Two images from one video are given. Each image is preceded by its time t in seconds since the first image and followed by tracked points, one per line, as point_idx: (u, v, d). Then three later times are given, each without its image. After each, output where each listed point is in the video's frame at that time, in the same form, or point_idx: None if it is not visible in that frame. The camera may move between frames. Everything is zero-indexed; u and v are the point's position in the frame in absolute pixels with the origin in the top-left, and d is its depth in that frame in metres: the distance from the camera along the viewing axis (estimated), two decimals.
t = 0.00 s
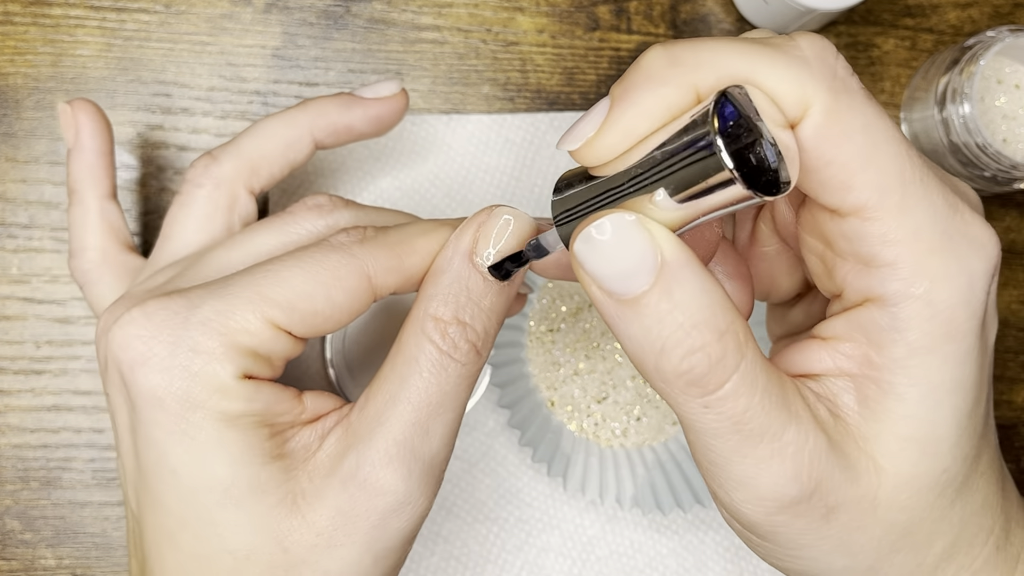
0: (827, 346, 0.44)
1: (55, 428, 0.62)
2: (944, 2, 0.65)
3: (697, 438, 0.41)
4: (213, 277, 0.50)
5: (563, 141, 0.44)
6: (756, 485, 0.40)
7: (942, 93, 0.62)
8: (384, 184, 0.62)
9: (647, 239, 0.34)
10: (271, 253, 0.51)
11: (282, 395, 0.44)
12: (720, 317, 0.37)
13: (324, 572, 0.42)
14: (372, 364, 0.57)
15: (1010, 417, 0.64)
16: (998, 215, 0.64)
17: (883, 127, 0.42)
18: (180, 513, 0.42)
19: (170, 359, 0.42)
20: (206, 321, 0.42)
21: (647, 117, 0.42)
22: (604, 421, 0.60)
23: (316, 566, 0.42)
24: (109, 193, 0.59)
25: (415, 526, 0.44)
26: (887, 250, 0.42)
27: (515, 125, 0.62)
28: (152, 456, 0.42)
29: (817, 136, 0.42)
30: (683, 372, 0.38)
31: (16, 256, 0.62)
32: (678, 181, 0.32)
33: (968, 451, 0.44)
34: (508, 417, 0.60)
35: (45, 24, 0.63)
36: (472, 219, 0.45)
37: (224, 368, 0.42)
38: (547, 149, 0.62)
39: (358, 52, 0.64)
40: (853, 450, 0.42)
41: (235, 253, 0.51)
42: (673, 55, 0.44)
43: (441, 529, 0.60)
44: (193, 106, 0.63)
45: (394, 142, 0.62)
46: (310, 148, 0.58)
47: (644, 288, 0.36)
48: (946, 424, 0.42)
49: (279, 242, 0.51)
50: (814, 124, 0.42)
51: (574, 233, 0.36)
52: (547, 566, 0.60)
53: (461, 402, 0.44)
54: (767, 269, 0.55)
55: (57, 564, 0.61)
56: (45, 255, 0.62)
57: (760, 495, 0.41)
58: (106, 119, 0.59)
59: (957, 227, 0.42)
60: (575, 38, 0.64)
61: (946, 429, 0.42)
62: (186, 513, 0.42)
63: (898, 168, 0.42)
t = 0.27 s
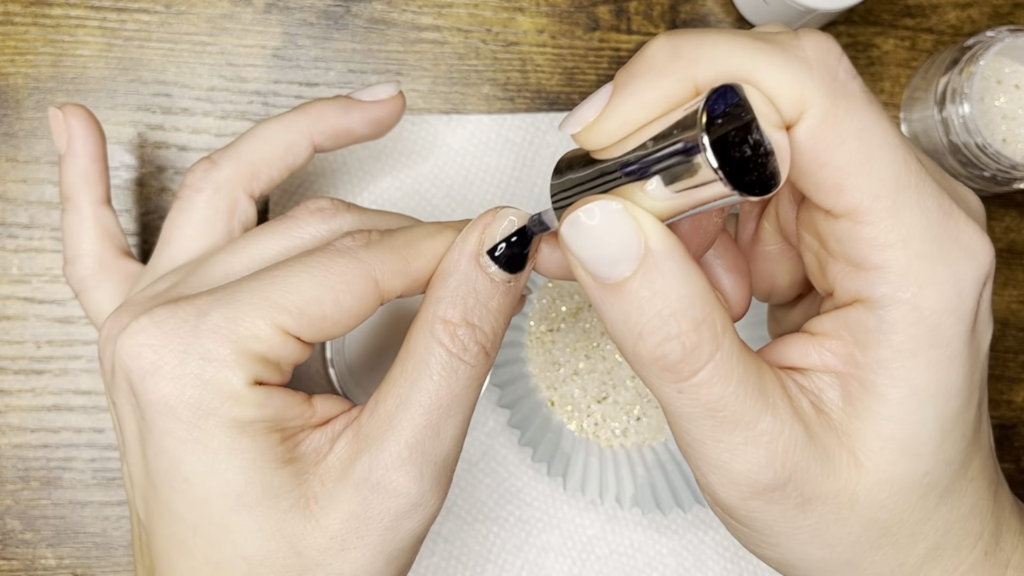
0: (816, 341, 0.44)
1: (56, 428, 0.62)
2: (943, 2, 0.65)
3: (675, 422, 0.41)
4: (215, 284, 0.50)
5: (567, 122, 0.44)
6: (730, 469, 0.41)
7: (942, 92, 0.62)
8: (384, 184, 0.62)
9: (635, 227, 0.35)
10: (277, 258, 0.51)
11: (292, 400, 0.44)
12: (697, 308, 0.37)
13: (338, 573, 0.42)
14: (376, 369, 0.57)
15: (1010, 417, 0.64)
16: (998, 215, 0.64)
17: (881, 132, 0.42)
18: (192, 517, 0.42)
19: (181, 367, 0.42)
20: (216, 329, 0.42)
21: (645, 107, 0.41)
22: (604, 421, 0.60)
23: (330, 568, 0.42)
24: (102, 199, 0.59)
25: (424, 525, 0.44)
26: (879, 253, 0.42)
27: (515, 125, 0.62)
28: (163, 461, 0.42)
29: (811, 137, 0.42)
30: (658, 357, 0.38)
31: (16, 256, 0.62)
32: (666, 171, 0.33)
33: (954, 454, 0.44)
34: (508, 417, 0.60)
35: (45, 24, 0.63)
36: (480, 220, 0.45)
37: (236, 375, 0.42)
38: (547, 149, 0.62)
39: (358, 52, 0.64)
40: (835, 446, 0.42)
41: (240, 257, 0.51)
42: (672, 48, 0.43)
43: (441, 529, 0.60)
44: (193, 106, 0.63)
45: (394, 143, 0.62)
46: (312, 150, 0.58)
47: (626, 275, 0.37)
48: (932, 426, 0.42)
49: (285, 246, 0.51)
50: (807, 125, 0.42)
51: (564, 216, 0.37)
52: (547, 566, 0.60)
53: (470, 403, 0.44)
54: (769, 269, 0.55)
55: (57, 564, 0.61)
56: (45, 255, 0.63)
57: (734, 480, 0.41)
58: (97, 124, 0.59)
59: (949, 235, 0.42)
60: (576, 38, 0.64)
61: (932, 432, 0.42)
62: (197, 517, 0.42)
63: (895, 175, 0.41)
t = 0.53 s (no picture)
0: (858, 334, 0.44)
1: (56, 428, 0.62)
2: (943, 2, 0.65)
3: (735, 415, 0.40)
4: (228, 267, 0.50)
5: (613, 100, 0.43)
6: (795, 468, 0.40)
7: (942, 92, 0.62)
8: (384, 183, 0.62)
9: (704, 208, 0.34)
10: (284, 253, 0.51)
11: (274, 387, 0.44)
12: (774, 293, 0.37)
13: (303, 563, 0.42)
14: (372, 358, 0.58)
15: (1010, 417, 0.64)
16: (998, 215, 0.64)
17: (933, 112, 0.43)
18: (171, 494, 0.43)
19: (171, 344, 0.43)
20: (207, 311, 0.43)
21: (706, 85, 0.42)
22: (604, 421, 0.60)
23: (295, 557, 0.42)
24: (124, 196, 0.61)
25: (394, 526, 0.43)
26: (930, 235, 0.43)
27: (515, 125, 0.62)
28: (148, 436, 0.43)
29: (875, 113, 0.42)
30: (734, 347, 0.37)
31: (16, 256, 0.62)
32: (747, 153, 0.33)
33: (990, 445, 0.44)
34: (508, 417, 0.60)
35: (45, 24, 0.63)
36: (468, 216, 0.44)
37: (222, 357, 0.42)
38: (547, 149, 0.62)
39: (358, 52, 0.64)
40: (886, 439, 0.42)
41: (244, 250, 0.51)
42: (727, 27, 0.44)
43: (441, 529, 0.60)
44: (193, 107, 0.63)
45: (395, 143, 0.62)
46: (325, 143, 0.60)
47: (697, 261, 0.36)
48: (976, 416, 0.43)
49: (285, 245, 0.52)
50: (872, 101, 0.42)
51: (623, 200, 0.36)
52: (547, 567, 0.60)
53: (442, 398, 0.43)
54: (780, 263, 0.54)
55: (57, 564, 0.61)
56: (45, 255, 0.63)
57: (795, 477, 0.41)
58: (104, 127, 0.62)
59: (995, 218, 0.43)
60: (575, 38, 0.64)
61: (975, 422, 0.43)
62: (176, 495, 0.43)
63: (946, 155, 0.42)
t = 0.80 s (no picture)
0: (812, 345, 0.44)
1: (56, 428, 0.62)
2: (944, 2, 0.65)
3: (677, 433, 0.40)
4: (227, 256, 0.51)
5: (551, 129, 0.43)
6: (736, 482, 0.40)
7: (942, 93, 0.62)
8: (384, 184, 0.62)
9: (629, 237, 0.35)
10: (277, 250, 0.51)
11: (252, 374, 0.44)
12: (698, 314, 0.37)
13: (268, 548, 0.41)
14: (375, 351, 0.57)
15: (1010, 417, 0.64)
16: (998, 215, 0.64)
17: (873, 130, 0.43)
18: (152, 472, 0.43)
19: (156, 324, 0.43)
20: (191, 294, 0.43)
21: (636, 113, 0.42)
22: (604, 421, 0.59)
23: (258, 541, 0.41)
24: (125, 200, 0.61)
25: (357, 518, 0.41)
26: (880, 250, 0.42)
27: (515, 126, 0.62)
28: (133, 415, 0.44)
29: (805, 139, 0.42)
30: (661, 368, 0.38)
31: (16, 256, 0.62)
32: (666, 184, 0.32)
33: (956, 454, 0.44)
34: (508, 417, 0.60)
35: (45, 24, 0.63)
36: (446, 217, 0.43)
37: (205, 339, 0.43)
38: (547, 149, 0.62)
39: (358, 52, 0.64)
40: (837, 451, 0.42)
41: (240, 243, 0.52)
42: (660, 54, 0.44)
43: (441, 529, 0.60)
44: (193, 106, 0.63)
45: (393, 143, 0.62)
46: (318, 134, 0.61)
47: (625, 287, 0.36)
48: (933, 427, 0.42)
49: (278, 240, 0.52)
50: (802, 126, 0.43)
51: (558, 226, 0.36)
52: (547, 567, 0.60)
53: (416, 390, 0.41)
54: (756, 280, 0.55)
55: (57, 564, 0.61)
56: (45, 255, 0.62)
57: (739, 492, 0.40)
58: (87, 140, 0.63)
59: (948, 230, 0.43)
60: (575, 38, 0.64)
61: (932, 433, 0.42)
62: (156, 474, 0.43)
63: (890, 171, 0.42)
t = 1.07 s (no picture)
0: (807, 347, 0.44)
1: (56, 428, 0.62)
2: (944, 1, 0.65)
3: (668, 431, 0.41)
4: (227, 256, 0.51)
5: (552, 127, 0.43)
6: (724, 480, 0.40)
7: (942, 93, 0.62)
8: (384, 184, 0.62)
9: (623, 236, 0.35)
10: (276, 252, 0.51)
11: (247, 374, 0.44)
12: (690, 316, 0.37)
13: (259, 550, 0.41)
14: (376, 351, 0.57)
15: (1010, 417, 0.64)
16: (998, 215, 0.64)
17: (872, 135, 0.42)
18: (147, 470, 0.43)
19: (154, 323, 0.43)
20: (189, 294, 0.43)
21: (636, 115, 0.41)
22: (604, 421, 0.59)
23: (250, 543, 0.41)
24: (124, 200, 0.61)
25: (347, 520, 0.41)
26: (873, 257, 0.42)
27: (515, 126, 0.62)
28: (130, 414, 0.44)
29: (802, 147, 0.42)
30: (650, 367, 0.38)
31: (16, 256, 0.62)
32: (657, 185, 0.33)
33: (949, 458, 0.44)
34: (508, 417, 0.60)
35: (45, 24, 0.63)
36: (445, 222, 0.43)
37: (203, 340, 0.43)
38: (547, 149, 0.62)
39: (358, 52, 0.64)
40: (829, 454, 0.42)
41: (240, 243, 0.52)
42: (661, 53, 0.43)
43: (441, 529, 0.60)
44: (193, 106, 0.63)
45: (393, 143, 0.62)
46: (318, 133, 0.61)
47: (617, 286, 0.37)
48: (925, 432, 0.42)
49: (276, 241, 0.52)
50: (799, 133, 0.42)
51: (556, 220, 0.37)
52: (547, 567, 0.60)
53: (400, 395, 0.40)
54: (757, 279, 0.55)
55: (57, 564, 0.61)
56: (45, 255, 0.62)
57: (728, 490, 0.40)
58: (83, 142, 0.63)
59: (943, 239, 0.42)
60: (575, 38, 0.64)
61: (924, 439, 0.42)
62: (152, 473, 0.43)
63: (887, 179, 0.42)
